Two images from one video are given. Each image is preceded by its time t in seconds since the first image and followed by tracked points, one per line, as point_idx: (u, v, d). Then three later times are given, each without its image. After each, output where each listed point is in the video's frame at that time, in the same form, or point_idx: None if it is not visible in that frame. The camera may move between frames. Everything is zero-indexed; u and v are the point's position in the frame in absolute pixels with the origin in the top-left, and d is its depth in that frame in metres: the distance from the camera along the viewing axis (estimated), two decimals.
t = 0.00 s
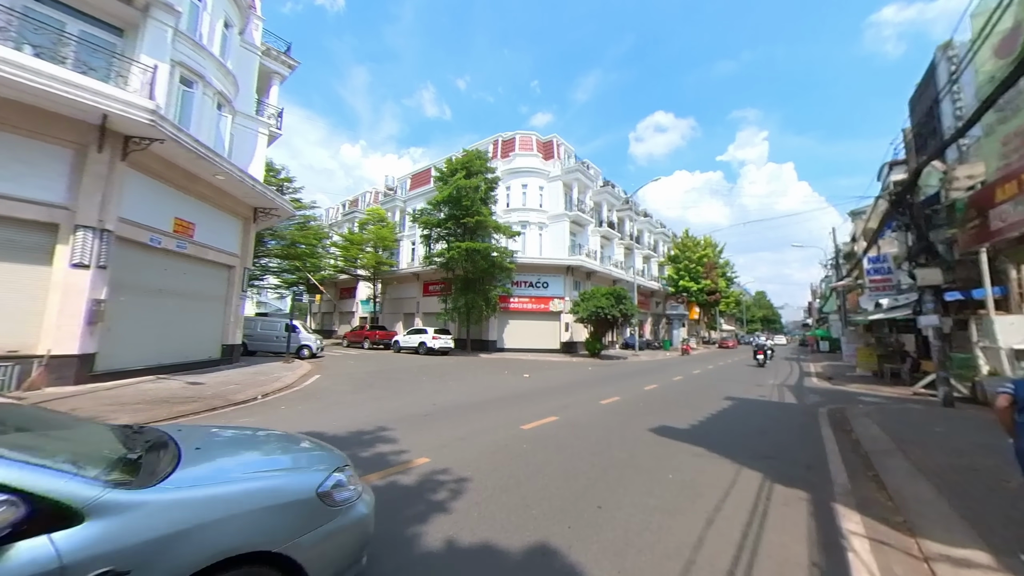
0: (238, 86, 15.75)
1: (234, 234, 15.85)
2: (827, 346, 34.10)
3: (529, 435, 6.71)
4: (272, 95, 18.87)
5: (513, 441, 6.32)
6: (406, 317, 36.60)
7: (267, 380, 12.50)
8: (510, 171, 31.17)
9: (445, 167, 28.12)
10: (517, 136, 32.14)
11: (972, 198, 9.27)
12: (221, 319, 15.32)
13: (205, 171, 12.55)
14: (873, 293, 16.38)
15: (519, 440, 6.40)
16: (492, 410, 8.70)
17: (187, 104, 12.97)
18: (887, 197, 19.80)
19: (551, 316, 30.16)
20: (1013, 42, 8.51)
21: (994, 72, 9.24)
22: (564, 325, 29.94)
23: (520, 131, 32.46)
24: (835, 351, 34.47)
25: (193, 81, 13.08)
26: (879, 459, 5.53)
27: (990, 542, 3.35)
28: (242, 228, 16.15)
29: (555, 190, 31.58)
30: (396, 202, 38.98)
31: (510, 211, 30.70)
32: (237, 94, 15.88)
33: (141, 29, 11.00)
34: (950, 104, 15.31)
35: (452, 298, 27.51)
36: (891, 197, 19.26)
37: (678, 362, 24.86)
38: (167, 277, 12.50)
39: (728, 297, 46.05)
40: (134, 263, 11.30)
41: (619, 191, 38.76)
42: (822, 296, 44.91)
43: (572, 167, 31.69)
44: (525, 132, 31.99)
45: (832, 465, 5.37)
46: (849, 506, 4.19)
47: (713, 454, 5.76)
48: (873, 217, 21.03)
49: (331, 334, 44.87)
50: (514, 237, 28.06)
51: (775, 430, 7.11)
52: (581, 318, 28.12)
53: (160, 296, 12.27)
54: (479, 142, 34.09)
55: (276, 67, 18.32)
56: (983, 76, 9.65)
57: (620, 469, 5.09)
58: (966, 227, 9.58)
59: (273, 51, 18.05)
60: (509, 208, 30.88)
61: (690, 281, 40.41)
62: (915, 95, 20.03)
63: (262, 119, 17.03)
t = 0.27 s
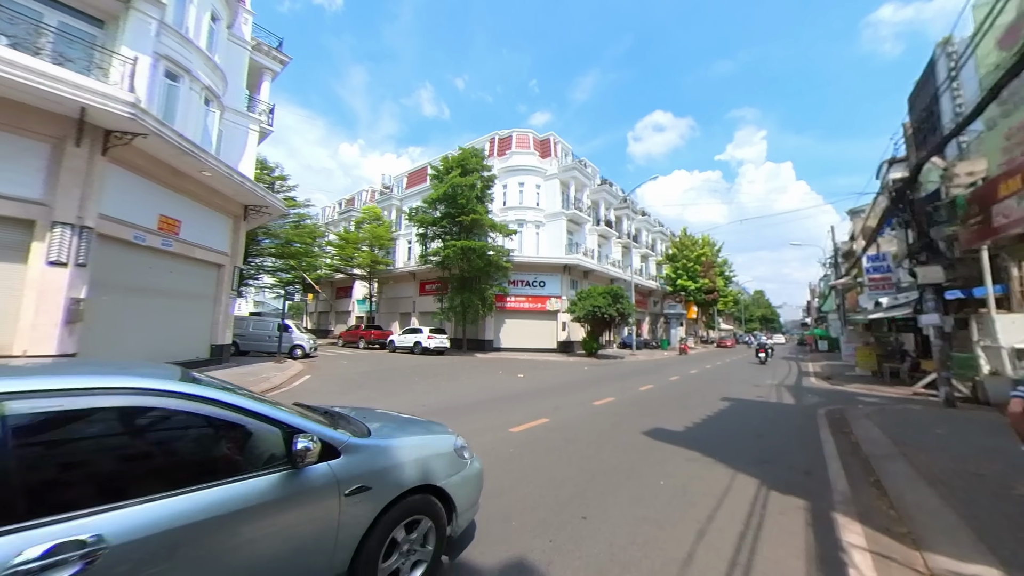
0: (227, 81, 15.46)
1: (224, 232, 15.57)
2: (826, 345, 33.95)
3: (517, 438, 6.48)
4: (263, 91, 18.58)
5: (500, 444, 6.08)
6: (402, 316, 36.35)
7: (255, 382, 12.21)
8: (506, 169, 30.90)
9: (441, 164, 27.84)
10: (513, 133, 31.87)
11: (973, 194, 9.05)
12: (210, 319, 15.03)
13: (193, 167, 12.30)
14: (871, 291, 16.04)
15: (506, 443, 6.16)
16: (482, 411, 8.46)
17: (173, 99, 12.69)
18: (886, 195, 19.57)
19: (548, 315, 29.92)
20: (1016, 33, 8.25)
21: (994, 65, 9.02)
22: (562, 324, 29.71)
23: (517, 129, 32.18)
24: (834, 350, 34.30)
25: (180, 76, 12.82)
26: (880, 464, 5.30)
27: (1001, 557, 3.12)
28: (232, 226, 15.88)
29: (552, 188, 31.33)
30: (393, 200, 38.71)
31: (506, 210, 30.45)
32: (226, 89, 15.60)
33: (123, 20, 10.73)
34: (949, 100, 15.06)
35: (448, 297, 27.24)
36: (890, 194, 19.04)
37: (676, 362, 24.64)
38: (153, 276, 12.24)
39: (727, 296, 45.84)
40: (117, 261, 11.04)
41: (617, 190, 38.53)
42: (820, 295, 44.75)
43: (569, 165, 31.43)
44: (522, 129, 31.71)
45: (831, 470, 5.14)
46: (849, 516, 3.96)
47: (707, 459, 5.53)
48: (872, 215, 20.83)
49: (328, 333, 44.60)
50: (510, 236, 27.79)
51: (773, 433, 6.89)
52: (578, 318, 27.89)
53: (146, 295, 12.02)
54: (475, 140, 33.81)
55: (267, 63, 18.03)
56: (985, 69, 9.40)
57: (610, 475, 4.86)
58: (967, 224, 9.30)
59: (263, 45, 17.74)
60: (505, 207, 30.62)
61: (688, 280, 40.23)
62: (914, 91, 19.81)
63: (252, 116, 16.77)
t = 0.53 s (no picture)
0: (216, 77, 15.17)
1: (214, 231, 15.30)
2: (825, 344, 33.79)
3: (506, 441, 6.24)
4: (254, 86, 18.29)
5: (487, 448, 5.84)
6: (398, 316, 36.07)
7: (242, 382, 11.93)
8: (503, 167, 30.63)
9: (436, 162, 27.55)
10: (510, 131, 31.60)
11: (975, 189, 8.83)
12: (199, 318, 14.74)
13: (179, 163, 12.05)
14: (870, 290, 15.80)
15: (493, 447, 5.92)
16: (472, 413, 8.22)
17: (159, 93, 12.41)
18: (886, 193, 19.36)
19: (544, 315, 29.67)
20: (1020, 24, 8.04)
21: (998, 57, 8.80)
22: (559, 324, 29.47)
23: (514, 127, 31.91)
24: (833, 350, 34.14)
25: (166, 70, 12.54)
26: (882, 468, 5.08)
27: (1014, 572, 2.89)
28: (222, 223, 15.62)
29: (549, 186, 31.07)
30: (389, 199, 38.41)
31: (503, 208, 30.18)
32: (215, 84, 15.32)
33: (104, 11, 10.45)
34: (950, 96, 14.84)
35: (444, 296, 26.98)
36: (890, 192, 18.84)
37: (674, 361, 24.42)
38: (139, 275, 11.99)
39: (725, 295, 45.64)
40: (100, 259, 10.78)
41: (615, 188, 38.31)
42: (819, 294, 44.58)
43: (566, 163, 31.17)
44: (519, 127, 31.44)
45: (831, 475, 4.92)
46: (851, 526, 3.73)
47: (702, 463, 5.30)
48: (871, 213, 20.66)
49: (324, 333, 44.29)
50: (507, 234, 27.52)
51: (771, 435, 6.67)
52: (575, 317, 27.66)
53: (131, 294, 11.76)
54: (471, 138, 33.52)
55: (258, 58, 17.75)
56: (988, 62, 9.19)
57: (599, 481, 4.62)
58: (970, 220, 9.04)
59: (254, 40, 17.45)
60: (502, 205, 30.35)
61: (686, 279, 40.03)
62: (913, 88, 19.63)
63: (242, 111, 16.48)
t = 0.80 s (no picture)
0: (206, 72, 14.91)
1: (206, 229, 15.07)
2: (824, 344, 33.64)
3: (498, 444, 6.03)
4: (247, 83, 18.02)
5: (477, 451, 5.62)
6: (395, 315, 35.83)
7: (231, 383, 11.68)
8: (500, 165, 30.42)
9: (433, 160, 27.30)
10: (508, 129, 31.39)
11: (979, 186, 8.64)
12: (190, 318, 14.50)
13: (168, 159, 11.81)
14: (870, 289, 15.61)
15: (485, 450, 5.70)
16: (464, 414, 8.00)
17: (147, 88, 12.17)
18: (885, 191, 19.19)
19: (542, 314, 29.46)
20: None
21: (1003, 49, 8.58)
22: (556, 323, 29.26)
23: (511, 125, 31.69)
24: (832, 349, 34.00)
25: (154, 65, 12.29)
26: (885, 473, 4.89)
27: None
28: (213, 221, 15.38)
29: (547, 184, 30.86)
30: (386, 197, 38.17)
31: (501, 207, 29.97)
32: (206, 80, 15.06)
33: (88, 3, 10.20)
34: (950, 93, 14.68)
35: (440, 295, 26.77)
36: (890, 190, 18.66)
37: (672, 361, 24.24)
38: (126, 273, 11.75)
39: (724, 295, 45.45)
40: (84, 257, 10.57)
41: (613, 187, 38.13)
42: (818, 293, 44.44)
43: (564, 161, 30.94)
44: (516, 125, 31.23)
45: (833, 480, 4.72)
46: (855, 537, 3.53)
47: (699, 468, 5.10)
48: (870, 212, 20.50)
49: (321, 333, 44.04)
50: (504, 233, 27.31)
51: (771, 438, 6.48)
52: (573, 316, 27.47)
53: (118, 293, 11.54)
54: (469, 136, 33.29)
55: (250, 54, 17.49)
56: (992, 55, 8.99)
57: (591, 488, 4.41)
58: (973, 217, 8.82)
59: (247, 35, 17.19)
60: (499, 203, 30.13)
61: (685, 279, 39.86)
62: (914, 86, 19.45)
63: (234, 108, 16.22)
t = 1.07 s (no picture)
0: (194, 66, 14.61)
1: (195, 227, 14.78)
2: (823, 343, 33.45)
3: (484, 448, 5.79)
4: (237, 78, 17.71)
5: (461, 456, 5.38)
6: (391, 315, 35.55)
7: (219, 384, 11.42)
8: (497, 163, 30.16)
9: (429, 158, 27.01)
10: (504, 127, 31.12)
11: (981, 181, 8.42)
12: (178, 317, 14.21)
13: (153, 155, 11.53)
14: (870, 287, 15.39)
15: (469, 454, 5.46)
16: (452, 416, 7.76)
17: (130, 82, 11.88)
18: (885, 189, 18.98)
19: (539, 313, 29.20)
20: None
21: (1007, 40, 8.34)
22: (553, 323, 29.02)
23: (508, 122, 31.43)
24: (831, 349, 33.83)
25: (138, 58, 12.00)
26: (888, 480, 4.65)
27: None
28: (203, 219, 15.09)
29: (543, 183, 30.60)
30: (382, 196, 37.88)
31: (497, 205, 29.70)
32: (194, 75, 14.78)
33: None
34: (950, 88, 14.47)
35: (436, 294, 26.52)
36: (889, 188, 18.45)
37: (670, 361, 24.05)
38: (110, 271, 11.49)
39: (723, 294, 45.25)
40: (65, 255, 10.33)
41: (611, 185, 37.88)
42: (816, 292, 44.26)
43: (561, 159, 30.67)
44: (513, 123, 30.97)
45: (833, 487, 4.50)
46: (857, 551, 3.29)
47: (693, 474, 4.87)
48: (870, 211, 20.29)
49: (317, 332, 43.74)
50: (500, 231, 27.07)
51: (768, 441, 6.25)
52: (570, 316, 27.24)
53: (101, 291, 11.27)
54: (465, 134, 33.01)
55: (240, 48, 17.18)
56: (995, 47, 8.77)
57: (579, 497, 4.17)
58: (975, 213, 8.59)
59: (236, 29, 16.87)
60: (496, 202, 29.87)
61: (684, 278, 39.65)
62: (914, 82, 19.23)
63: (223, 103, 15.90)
